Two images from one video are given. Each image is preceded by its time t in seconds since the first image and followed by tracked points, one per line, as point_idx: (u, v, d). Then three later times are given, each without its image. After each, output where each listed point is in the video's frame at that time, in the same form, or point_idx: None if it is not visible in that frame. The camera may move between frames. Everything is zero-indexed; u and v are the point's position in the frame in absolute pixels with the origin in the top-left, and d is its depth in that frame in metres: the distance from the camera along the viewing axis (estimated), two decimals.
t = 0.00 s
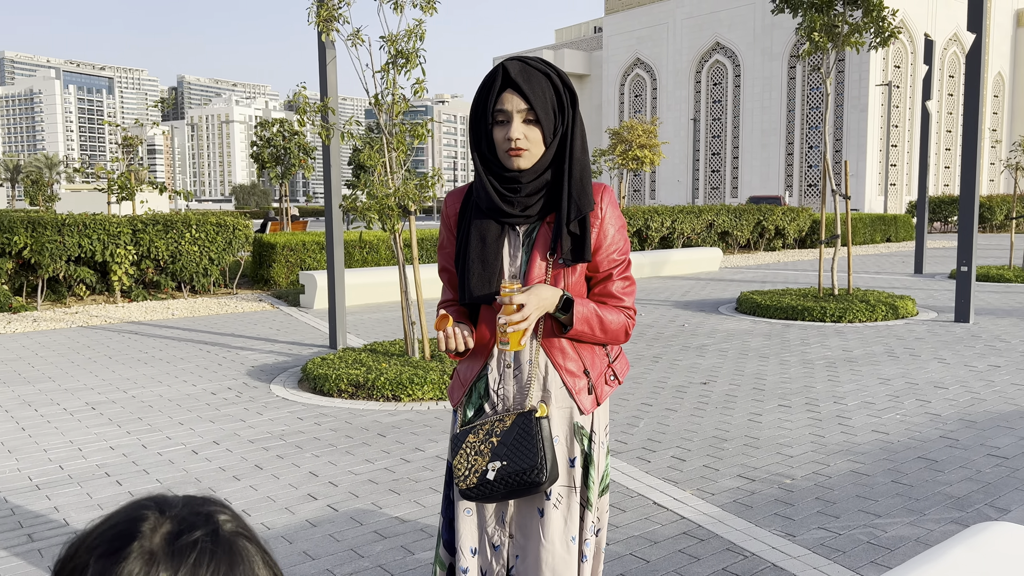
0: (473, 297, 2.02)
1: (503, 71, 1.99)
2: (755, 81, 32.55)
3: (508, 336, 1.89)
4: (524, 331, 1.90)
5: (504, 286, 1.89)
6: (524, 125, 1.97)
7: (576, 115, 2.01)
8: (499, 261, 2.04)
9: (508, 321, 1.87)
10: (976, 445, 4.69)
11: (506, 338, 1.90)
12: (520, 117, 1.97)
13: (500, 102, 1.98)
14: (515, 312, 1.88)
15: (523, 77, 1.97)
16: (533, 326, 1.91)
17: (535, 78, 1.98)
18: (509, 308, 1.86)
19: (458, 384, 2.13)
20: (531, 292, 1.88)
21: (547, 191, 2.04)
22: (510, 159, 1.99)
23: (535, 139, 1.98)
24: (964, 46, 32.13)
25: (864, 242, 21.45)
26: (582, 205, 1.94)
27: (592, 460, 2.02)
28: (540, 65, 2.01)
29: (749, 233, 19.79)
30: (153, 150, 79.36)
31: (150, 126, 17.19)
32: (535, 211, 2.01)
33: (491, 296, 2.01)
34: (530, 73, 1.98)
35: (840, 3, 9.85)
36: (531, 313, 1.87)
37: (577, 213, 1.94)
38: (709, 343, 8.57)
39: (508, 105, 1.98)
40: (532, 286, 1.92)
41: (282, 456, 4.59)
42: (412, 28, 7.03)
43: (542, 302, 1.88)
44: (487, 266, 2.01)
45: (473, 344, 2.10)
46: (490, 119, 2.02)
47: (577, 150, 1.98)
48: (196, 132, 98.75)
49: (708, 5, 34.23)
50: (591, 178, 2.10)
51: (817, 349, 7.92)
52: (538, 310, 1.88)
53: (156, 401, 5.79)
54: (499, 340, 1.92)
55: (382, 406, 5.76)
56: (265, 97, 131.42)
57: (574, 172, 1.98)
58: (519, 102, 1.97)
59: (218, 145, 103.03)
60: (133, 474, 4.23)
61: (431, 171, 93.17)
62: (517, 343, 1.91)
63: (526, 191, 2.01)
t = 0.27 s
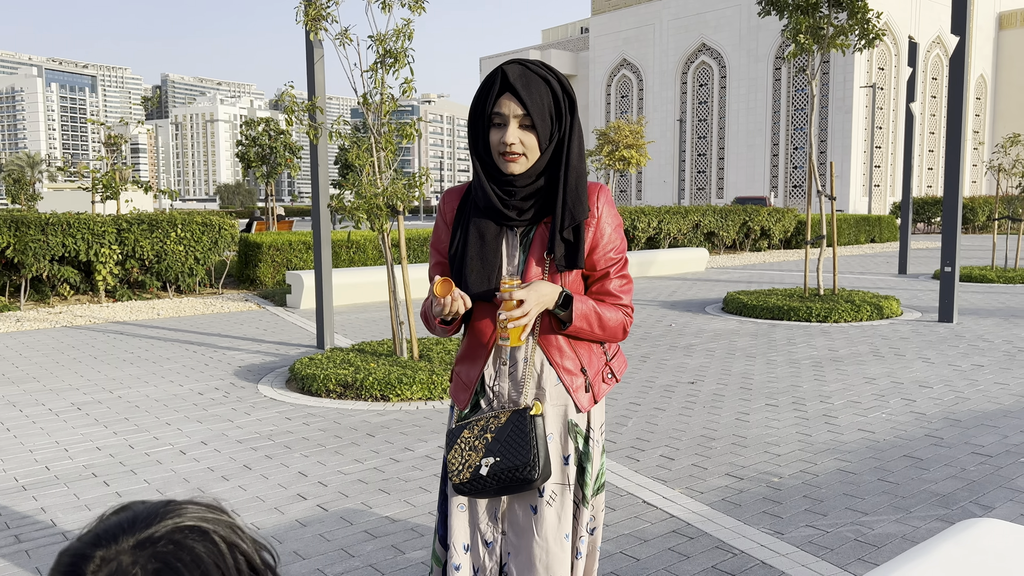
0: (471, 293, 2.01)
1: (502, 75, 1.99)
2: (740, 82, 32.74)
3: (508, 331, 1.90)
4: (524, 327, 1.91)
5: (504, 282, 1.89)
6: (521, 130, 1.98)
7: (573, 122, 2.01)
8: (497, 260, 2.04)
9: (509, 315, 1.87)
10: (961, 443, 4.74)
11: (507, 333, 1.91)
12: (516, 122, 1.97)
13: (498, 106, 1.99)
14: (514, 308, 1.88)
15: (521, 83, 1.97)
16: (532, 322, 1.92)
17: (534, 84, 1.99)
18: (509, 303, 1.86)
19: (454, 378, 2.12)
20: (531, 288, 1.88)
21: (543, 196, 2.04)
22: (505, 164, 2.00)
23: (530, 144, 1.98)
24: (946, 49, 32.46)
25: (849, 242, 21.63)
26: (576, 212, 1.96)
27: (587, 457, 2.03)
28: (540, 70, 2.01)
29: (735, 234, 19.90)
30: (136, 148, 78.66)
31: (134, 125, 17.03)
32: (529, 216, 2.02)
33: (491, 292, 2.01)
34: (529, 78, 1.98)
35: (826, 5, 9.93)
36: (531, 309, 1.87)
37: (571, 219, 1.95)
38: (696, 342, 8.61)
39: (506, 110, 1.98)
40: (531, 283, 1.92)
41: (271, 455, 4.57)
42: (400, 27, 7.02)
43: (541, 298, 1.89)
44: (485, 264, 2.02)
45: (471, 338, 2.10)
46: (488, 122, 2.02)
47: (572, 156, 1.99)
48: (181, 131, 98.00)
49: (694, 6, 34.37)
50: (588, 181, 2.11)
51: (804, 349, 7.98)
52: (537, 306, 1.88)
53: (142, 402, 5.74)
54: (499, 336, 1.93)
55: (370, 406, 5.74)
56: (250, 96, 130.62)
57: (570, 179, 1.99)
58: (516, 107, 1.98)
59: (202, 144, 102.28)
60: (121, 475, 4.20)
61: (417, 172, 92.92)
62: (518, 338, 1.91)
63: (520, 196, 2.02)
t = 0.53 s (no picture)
0: (484, 291, 2.03)
1: (502, 79, 2.00)
2: (728, 83, 32.89)
3: (511, 332, 1.90)
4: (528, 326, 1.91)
5: (508, 282, 1.89)
6: (520, 133, 1.98)
7: (572, 127, 2.02)
8: (498, 260, 2.04)
9: (512, 316, 1.87)
10: (946, 443, 4.79)
11: (510, 334, 1.90)
12: (516, 125, 1.98)
13: (498, 109, 1.99)
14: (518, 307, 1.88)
15: (521, 86, 1.98)
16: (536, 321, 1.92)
17: (534, 88, 1.99)
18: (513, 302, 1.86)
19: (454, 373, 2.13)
20: (534, 288, 1.88)
21: (542, 199, 2.05)
22: (504, 167, 2.01)
23: (529, 148, 1.99)
24: (932, 52, 32.75)
25: (835, 243, 21.79)
26: (573, 216, 1.96)
27: (587, 454, 2.04)
28: (540, 75, 2.01)
29: (722, 234, 19.99)
30: (121, 146, 78.03)
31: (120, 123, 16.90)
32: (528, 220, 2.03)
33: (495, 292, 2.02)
34: (529, 82, 1.99)
35: (813, 7, 9.99)
36: (535, 308, 1.87)
37: (568, 223, 1.96)
38: (685, 342, 8.65)
39: (506, 113, 1.99)
40: (534, 282, 1.93)
41: (260, 455, 4.55)
42: (390, 27, 7.01)
43: (544, 298, 1.89)
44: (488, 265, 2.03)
45: (472, 335, 2.10)
46: (488, 125, 2.03)
47: (570, 161, 1.99)
48: (167, 129, 97.30)
49: (682, 7, 34.49)
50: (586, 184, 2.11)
51: (791, 349, 8.03)
52: (541, 306, 1.88)
53: (130, 401, 5.70)
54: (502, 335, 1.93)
55: (360, 405, 5.73)
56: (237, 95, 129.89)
57: (568, 183, 1.99)
58: (516, 110, 1.98)
59: (189, 143, 101.60)
60: (109, 474, 4.17)
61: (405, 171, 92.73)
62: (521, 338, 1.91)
63: (519, 200, 2.02)
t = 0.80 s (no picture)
0: (475, 295, 2.02)
1: (504, 69, 2.01)
2: (719, 84, 33.00)
3: (517, 332, 1.90)
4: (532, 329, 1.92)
5: (512, 284, 1.90)
6: (523, 123, 1.99)
7: (573, 117, 2.04)
8: (501, 258, 2.04)
9: (517, 317, 1.89)
10: (935, 442, 4.83)
11: (516, 335, 1.91)
12: (519, 115, 1.99)
13: (500, 100, 2.00)
14: (524, 309, 1.89)
15: (523, 76, 1.99)
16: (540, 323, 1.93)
17: (535, 77, 2.01)
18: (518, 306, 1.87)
19: (455, 376, 2.12)
20: (539, 289, 1.89)
21: (545, 191, 2.05)
22: (508, 157, 2.01)
23: (533, 137, 1.99)
24: (921, 54, 32.98)
25: (824, 244, 21.91)
26: (578, 205, 1.97)
27: (591, 451, 2.06)
28: (541, 65, 2.03)
29: (712, 235, 20.07)
30: (110, 145, 77.53)
31: (109, 120, 16.79)
32: (533, 211, 2.03)
33: (496, 293, 2.02)
34: (530, 72, 2.00)
35: (804, 9, 10.04)
36: (540, 308, 1.88)
37: (573, 213, 1.97)
38: (675, 342, 8.68)
39: (508, 103, 2.00)
40: (538, 283, 1.94)
41: (252, 454, 4.54)
42: (381, 26, 7.00)
43: (548, 298, 1.90)
44: (491, 262, 2.02)
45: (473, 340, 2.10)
46: (490, 118, 2.04)
47: (573, 149, 2.01)
48: (157, 128, 96.76)
49: (673, 8, 34.58)
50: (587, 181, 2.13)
51: (781, 349, 8.07)
52: (545, 306, 1.90)
53: (120, 400, 5.67)
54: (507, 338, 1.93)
55: (351, 405, 5.73)
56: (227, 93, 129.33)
57: (572, 172, 2.00)
58: (518, 100, 1.99)
59: (178, 141, 101.08)
60: (100, 473, 4.16)
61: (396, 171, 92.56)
62: (527, 340, 1.92)
63: (523, 190, 2.03)
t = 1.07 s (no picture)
0: (473, 291, 2.02)
1: (501, 70, 2.01)
2: (712, 85, 33.07)
3: (514, 331, 1.91)
4: (530, 327, 1.93)
5: (509, 281, 1.91)
6: (521, 122, 2.00)
7: (571, 115, 2.04)
8: (499, 256, 2.05)
9: (514, 315, 1.89)
10: (927, 441, 4.86)
11: (512, 333, 1.92)
12: (516, 114, 2.00)
13: (498, 100, 2.01)
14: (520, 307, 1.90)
15: (520, 75, 2.00)
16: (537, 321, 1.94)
17: (532, 76, 2.01)
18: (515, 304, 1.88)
19: (452, 375, 2.13)
20: (536, 288, 1.90)
21: (544, 189, 2.06)
22: (507, 156, 2.02)
23: (531, 136, 2.00)
24: (913, 55, 33.13)
25: (817, 244, 21.99)
26: (577, 202, 1.97)
27: (588, 451, 2.06)
28: (537, 64, 2.04)
29: (706, 235, 20.11)
30: (103, 143, 77.16)
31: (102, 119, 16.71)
32: (532, 208, 2.04)
33: (492, 289, 2.02)
34: (527, 71, 2.01)
35: (798, 10, 10.06)
36: (536, 307, 1.89)
37: (572, 210, 1.97)
38: (669, 342, 8.70)
39: (506, 103, 2.00)
40: (535, 281, 1.94)
41: (246, 453, 4.53)
42: (376, 25, 6.99)
43: (545, 296, 1.90)
44: (487, 258, 2.02)
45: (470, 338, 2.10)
46: (488, 117, 2.04)
47: (571, 147, 2.01)
48: (150, 126, 96.39)
49: (667, 9, 34.64)
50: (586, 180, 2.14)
51: (774, 349, 8.10)
52: (542, 304, 1.90)
53: (113, 399, 5.66)
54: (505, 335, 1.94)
55: (345, 403, 5.73)
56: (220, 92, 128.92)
57: (570, 170, 2.01)
58: (516, 100, 2.00)
59: (171, 139, 100.68)
60: (93, 472, 4.14)
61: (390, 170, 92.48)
62: (524, 338, 1.93)
63: (523, 188, 2.03)
